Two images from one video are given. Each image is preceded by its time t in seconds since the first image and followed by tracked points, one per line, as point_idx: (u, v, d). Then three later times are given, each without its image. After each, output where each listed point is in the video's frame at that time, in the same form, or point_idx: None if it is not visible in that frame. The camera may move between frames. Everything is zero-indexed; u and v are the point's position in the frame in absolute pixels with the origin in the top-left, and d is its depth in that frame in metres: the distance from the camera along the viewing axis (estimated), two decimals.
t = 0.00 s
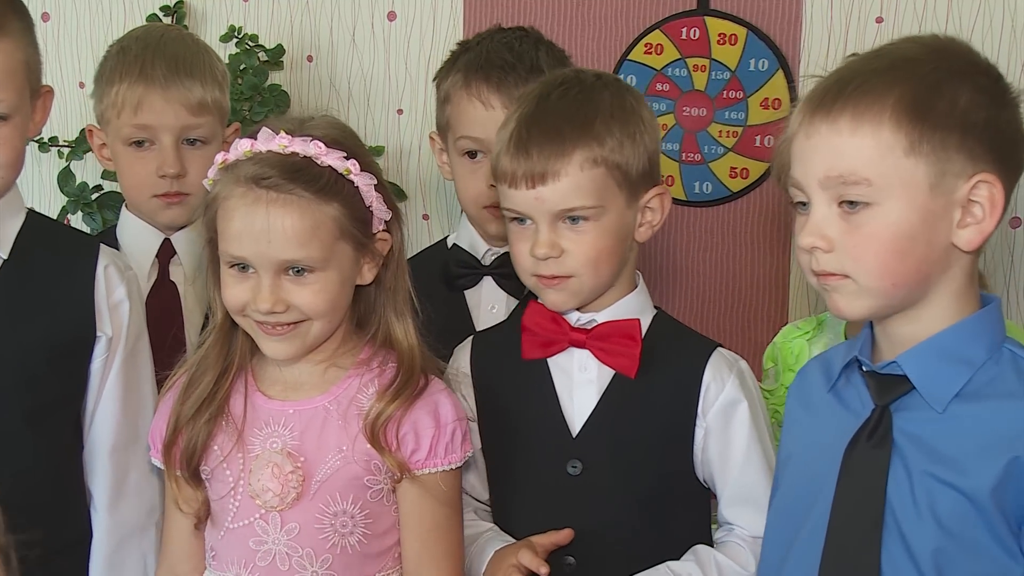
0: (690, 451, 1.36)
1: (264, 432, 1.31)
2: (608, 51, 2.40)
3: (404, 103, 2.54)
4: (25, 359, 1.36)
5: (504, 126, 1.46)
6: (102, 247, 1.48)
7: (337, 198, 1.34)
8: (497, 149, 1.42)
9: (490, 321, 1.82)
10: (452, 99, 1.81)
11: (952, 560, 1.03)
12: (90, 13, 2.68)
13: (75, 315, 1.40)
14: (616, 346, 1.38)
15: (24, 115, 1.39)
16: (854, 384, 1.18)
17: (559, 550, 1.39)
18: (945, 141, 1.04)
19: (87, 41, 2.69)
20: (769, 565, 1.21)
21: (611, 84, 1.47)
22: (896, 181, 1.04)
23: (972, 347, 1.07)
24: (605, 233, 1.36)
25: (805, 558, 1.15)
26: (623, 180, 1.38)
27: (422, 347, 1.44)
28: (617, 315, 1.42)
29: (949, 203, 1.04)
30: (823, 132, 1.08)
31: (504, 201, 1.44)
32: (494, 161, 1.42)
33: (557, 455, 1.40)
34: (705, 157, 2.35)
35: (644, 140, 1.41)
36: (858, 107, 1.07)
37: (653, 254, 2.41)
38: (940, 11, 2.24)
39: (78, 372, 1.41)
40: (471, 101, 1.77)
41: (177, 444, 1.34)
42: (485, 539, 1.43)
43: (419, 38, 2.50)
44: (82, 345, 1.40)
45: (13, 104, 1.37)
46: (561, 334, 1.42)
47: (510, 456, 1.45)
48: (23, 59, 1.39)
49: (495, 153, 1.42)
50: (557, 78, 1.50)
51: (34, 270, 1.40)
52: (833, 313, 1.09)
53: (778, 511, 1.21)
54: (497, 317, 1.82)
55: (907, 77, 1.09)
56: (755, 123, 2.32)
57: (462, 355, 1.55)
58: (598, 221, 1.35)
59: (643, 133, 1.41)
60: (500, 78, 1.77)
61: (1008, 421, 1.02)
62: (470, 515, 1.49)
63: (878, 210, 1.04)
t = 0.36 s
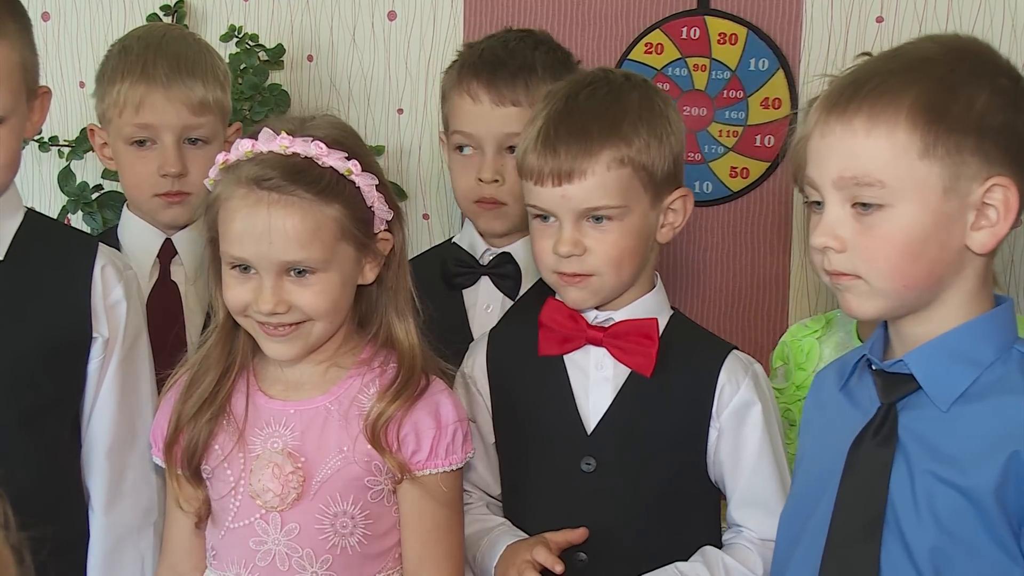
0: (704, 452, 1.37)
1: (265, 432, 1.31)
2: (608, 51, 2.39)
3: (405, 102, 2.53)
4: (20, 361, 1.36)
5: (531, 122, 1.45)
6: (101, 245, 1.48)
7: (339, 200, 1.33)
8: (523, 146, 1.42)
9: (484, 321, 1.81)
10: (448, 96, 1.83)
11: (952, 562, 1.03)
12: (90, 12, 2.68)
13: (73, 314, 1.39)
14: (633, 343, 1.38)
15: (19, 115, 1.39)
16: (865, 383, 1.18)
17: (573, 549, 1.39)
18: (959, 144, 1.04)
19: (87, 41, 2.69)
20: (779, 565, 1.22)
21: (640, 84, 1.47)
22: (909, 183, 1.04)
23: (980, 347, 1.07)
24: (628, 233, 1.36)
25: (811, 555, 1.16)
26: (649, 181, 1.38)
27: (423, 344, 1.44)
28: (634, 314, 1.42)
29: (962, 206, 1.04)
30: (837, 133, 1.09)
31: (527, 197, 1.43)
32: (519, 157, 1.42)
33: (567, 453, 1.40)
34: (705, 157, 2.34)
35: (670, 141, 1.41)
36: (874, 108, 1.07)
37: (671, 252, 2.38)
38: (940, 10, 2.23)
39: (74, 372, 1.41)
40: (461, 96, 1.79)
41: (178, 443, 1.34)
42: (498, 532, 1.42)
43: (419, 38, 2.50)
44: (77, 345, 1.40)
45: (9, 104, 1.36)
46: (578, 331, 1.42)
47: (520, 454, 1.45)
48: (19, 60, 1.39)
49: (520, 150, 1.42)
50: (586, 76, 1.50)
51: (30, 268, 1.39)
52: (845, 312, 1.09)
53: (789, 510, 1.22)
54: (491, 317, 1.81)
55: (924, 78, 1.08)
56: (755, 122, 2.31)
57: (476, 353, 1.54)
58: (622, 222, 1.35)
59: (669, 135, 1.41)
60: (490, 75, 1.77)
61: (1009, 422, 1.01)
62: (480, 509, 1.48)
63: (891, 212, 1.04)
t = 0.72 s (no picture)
0: (708, 450, 1.37)
1: (270, 432, 1.31)
2: (611, 51, 2.38)
3: (407, 102, 2.54)
4: (20, 360, 1.35)
5: (548, 119, 1.45)
6: (100, 244, 1.48)
7: (347, 201, 1.34)
8: (540, 144, 1.42)
9: (477, 320, 1.81)
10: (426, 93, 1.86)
11: (965, 562, 1.03)
12: (93, 13, 2.68)
13: (73, 314, 1.39)
14: (641, 341, 1.38)
15: (18, 115, 1.39)
16: (878, 383, 1.18)
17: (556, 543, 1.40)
18: (972, 144, 1.04)
19: (90, 41, 2.69)
20: (788, 564, 1.22)
21: (656, 84, 1.47)
22: (923, 184, 1.03)
23: (994, 348, 1.07)
24: (641, 233, 1.36)
25: (821, 556, 1.16)
26: (665, 182, 1.38)
27: (428, 343, 1.44)
28: (641, 313, 1.42)
29: (976, 206, 1.04)
30: (849, 135, 1.08)
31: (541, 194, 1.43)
32: (536, 155, 1.42)
33: (574, 448, 1.40)
34: (709, 157, 2.33)
35: (686, 142, 1.41)
36: (887, 109, 1.07)
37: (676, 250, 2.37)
38: (943, 10, 2.22)
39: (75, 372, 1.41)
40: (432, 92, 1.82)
41: (183, 442, 1.34)
42: (491, 524, 1.43)
43: (422, 38, 2.50)
44: (77, 345, 1.40)
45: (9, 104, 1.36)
46: (586, 327, 1.42)
47: (523, 453, 1.45)
48: (19, 60, 1.39)
49: (538, 148, 1.42)
50: (603, 75, 1.49)
51: (28, 266, 1.39)
52: (861, 314, 1.09)
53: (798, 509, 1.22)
54: (483, 316, 1.81)
55: (935, 79, 1.08)
56: (758, 123, 2.30)
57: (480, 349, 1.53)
58: (637, 222, 1.35)
59: (686, 135, 1.41)
60: (456, 70, 1.79)
61: None
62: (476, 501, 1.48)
63: (905, 213, 1.04)
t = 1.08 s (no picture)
0: (707, 450, 1.36)
1: (271, 433, 1.31)
2: (612, 51, 2.38)
3: (409, 103, 2.53)
4: (21, 361, 1.35)
5: (550, 119, 1.45)
6: (96, 245, 1.47)
7: (353, 197, 1.33)
8: (542, 143, 1.42)
9: (468, 314, 1.81)
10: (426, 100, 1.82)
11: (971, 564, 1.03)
12: (95, 13, 2.68)
13: (71, 315, 1.39)
14: (641, 339, 1.38)
15: (15, 115, 1.38)
16: (881, 384, 1.18)
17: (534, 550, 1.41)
18: (976, 144, 1.03)
19: (91, 41, 2.69)
20: (790, 564, 1.22)
21: (658, 84, 1.47)
22: (927, 184, 1.03)
23: (1001, 350, 1.07)
24: (644, 231, 1.35)
25: (824, 557, 1.16)
26: (665, 182, 1.38)
27: (429, 343, 1.44)
28: (641, 311, 1.42)
29: (980, 206, 1.03)
30: (853, 136, 1.08)
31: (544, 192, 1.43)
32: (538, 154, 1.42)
33: (573, 445, 1.40)
34: (710, 157, 2.33)
35: (687, 142, 1.41)
36: (889, 110, 1.07)
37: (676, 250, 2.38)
38: (946, 10, 2.21)
39: (75, 373, 1.40)
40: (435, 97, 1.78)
41: (183, 444, 1.34)
42: (490, 520, 1.43)
43: (424, 38, 2.50)
44: (77, 345, 1.40)
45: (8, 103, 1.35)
46: (585, 326, 1.42)
47: (523, 453, 1.45)
48: (13, 59, 1.38)
49: (540, 147, 1.42)
50: (605, 75, 1.49)
51: (24, 266, 1.39)
52: (863, 314, 1.09)
53: (800, 511, 1.21)
54: (475, 308, 1.81)
55: (938, 79, 1.08)
56: (760, 123, 2.30)
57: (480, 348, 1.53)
58: (638, 220, 1.35)
59: (687, 135, 1.41)
60: (461, 77, 1.76)
61: None
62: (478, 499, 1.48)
63: (909, 213, 1.03)
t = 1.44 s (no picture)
0: (708, 450, 1.36)
1: (275, 433, 1.31)
2: (613, 51, 2.38)
3: (410, 103, 2.53)
4: (19, 362, 1.35)
5: (551, 117, 1.45)
6: (92, 244, 1.47)
7: (359, 199, 1.34)
8: (543, 141, 1.42)
9: (477, 314, 1.79)
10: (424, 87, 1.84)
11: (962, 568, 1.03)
12: (96, 13, 2.68)
13: (71, 316, 1.39)
14: (644, 341, 1.38)
15: (10, 114, 1.39)
16: (880, 385, 1.18)
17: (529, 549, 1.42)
18: (970, 143, 1.03)
19: (92, 41, 2.69)
20: (790, 565, 1.22)
21: (660, 83, 1.46)
22: (920, 184, 1.03)
23: (999, 351, 1.07)
24: (645, 229, 1.35)
25: (822, 556, 1.16)
26: (665, 179, 1.37)
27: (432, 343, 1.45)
28: (644, 311, 1.42)
29: (975, 205, 1.03)
30: (849, 136, 1.08)
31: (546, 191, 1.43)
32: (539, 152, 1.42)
33: (576, 442, 1.40)
34: (711, 157, 2.33)
35: (688, 140, 1.40)
36: (881, 109, 1.07)
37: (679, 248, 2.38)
38: (946, 10, 2.21)
39: (73, 372, 1.40)
40: (432, 82, 1.80)
41: (186, 444, 1.34)
42: (491, 516, 1.44)
43: (425, 38, 2.49)
44: (76, 345, 1.40)
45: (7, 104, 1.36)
46: (589, 325, 1.42)
47: (532, 448, 1.45)
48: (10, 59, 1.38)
49: (540, 145, 1.42)
50: (606, 74, 1.49)
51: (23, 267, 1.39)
52: (860, 315, 1.09)
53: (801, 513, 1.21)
54: (483, 308, 1.79)
55: (933, 79, 1.08)
56: (760, 123, 2.30)
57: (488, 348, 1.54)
58: (638, 217, 1.35)
59: (687, 133, 1.41)
60: (457, 60, 1.78)
61: None
62: (484, 498, 1.49)
63: (902, 213, 1.03)
